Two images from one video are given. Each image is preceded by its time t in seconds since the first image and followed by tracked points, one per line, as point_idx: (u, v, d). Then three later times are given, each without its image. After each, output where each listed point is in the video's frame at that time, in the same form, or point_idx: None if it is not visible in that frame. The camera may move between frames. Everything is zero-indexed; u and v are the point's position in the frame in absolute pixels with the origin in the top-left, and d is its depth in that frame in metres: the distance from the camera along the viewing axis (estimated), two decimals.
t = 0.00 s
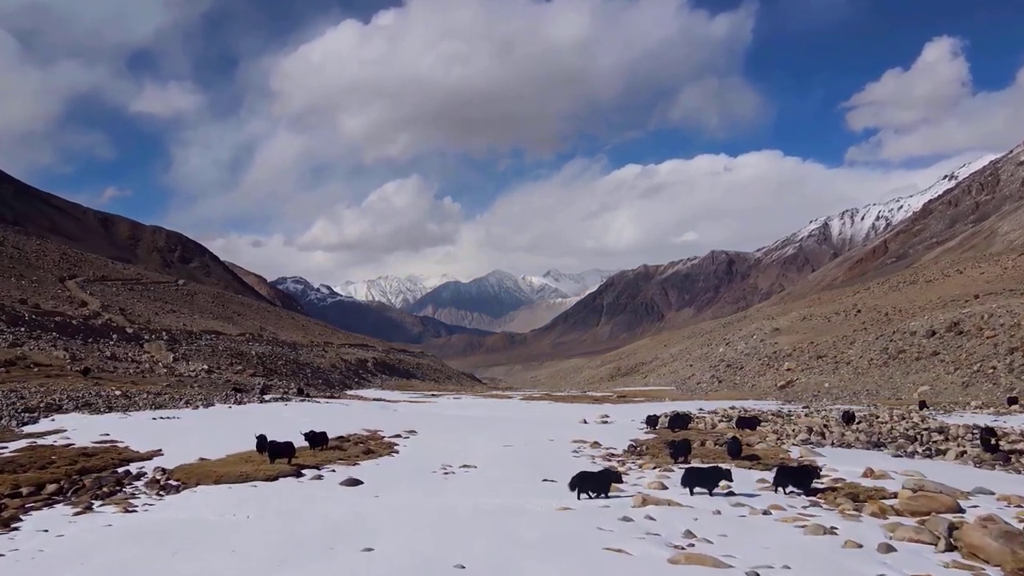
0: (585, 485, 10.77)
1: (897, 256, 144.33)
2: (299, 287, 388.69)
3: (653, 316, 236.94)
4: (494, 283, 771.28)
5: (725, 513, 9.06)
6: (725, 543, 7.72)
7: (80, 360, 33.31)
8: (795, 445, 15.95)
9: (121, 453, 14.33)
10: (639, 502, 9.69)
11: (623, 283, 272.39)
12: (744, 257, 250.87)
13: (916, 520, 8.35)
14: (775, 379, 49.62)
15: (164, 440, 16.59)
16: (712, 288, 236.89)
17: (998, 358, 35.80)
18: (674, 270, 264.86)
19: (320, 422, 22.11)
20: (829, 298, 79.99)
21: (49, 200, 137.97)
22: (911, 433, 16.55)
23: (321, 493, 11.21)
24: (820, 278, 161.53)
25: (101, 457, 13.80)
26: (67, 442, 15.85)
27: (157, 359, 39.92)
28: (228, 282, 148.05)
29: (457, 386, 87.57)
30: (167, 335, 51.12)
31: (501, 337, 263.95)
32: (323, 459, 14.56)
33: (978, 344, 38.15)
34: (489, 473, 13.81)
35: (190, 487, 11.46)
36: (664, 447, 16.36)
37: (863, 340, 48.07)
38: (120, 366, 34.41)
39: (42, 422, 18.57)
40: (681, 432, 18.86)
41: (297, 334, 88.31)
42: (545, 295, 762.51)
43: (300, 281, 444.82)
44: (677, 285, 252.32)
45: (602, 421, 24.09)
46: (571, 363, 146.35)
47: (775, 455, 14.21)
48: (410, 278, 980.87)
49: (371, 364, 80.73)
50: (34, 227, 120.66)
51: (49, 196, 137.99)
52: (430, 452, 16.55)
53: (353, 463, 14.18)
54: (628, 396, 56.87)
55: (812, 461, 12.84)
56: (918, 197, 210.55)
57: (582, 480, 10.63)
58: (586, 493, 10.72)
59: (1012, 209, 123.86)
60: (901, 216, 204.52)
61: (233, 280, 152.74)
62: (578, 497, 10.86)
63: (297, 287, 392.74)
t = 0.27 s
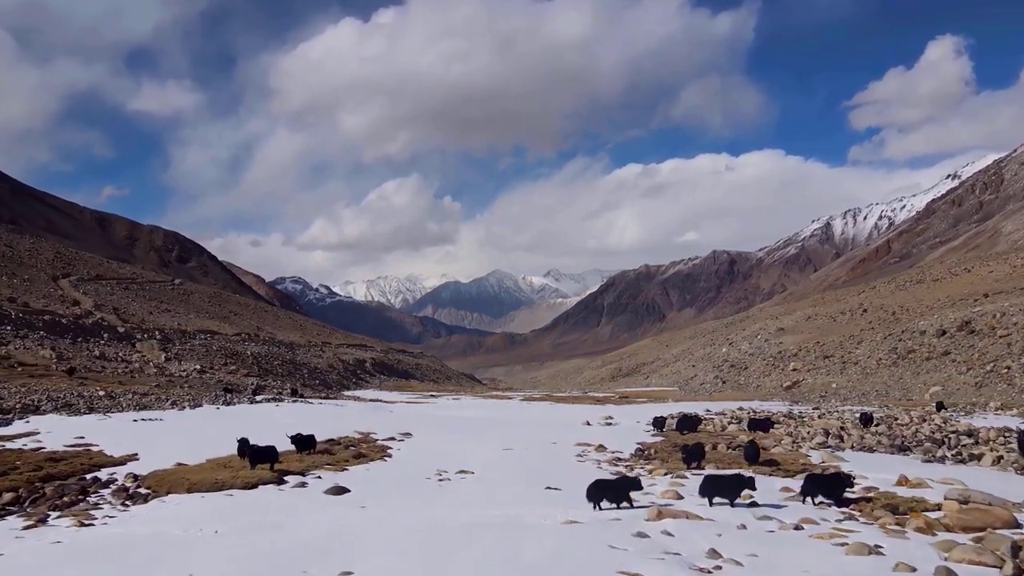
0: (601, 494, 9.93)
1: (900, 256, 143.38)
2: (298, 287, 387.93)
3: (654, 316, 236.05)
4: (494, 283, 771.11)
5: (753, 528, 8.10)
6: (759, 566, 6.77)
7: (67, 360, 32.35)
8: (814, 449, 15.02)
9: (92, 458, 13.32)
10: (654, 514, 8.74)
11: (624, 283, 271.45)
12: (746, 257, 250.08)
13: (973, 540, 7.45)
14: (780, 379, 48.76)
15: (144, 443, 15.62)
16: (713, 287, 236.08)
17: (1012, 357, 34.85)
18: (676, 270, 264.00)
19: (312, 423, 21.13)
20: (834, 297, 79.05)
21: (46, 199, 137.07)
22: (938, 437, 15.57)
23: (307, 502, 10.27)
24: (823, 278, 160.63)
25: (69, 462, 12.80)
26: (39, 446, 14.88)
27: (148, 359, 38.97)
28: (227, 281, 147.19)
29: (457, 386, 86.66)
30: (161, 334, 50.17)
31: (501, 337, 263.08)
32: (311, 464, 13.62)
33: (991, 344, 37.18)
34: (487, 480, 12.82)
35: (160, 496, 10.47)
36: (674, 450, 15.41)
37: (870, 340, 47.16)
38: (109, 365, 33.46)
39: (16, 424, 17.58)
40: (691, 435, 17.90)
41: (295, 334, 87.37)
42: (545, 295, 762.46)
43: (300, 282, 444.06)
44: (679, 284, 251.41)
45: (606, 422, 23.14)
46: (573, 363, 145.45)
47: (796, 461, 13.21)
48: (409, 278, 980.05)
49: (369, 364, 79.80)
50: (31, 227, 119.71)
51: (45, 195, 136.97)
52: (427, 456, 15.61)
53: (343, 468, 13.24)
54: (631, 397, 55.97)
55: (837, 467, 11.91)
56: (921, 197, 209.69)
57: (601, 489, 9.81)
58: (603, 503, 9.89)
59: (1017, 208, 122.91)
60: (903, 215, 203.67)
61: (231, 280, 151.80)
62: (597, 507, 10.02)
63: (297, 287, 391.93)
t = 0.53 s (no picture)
0: (620, 511, 9.42)
1: (903, 256, 142.53)
2: (295, 286, 387.06)
3: (655, 316, 235.26)
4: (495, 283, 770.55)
5: (789, 553, 7.55)
6: None
7: (54, 360, 31.44)
8: (836, 456, 14.09)
9: (60, 467, 12.36)
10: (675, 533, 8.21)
11: (625, 283, 270.56)
12: (747, 257, 249.32)
13: None
14: (786, 380, 47.95)
15: (120, 449, 14.70)
16: (714, 287, 235.35)
17: None
18: (677, 270, 263.16)
19: (302, 427, 20.20)
20: (838, 296, 78.23)
21: (42, 199, 136.13)
22: (966, 442, 14.63)
23: (282, 516, 9.36)
24: (825, 278, 159.73)
25: (33, 471, 11.86)
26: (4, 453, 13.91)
27: (138, 360, 38.02)
28: (224, 281, 146.32)
29: (456, 387, 85.78)
30: (155, 334, 49.26)
31: (501, 337, 262.15)
32: (295, 472, 12.65)
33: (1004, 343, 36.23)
34: (486, 492, 11.87)
35: (122, 511, 9.45)
36: (686, 457, 14.43)
37: (878, 341, 46.29)
38: (98, 366, 32.56)
39: None
40: (701, 440, 16.93)
41: (292, 334, 86.46)
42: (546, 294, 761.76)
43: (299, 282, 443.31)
44: (680, 284, 250.48)
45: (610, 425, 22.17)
46: (573, 364, 144.64)
47: (818, 468, 12.26)
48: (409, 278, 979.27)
49: (368, 365, 78.91)
50: (27, 226, 118.76)
51: (42, 194, 135.95)
52: (421, 463, 14.67)
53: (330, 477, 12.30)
54: (633, 398, 55.17)
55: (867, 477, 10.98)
56: (923, 197, 208.92)
57: (619, 505, 9.30)
58: (623, 520, 9.41)
59: (1020, 207, 122.11)
60: (906, 215, 202.93)
61: (229, 280, 150.84)
62: (611, 525, 9.49)
63: (295, 287, 391.27)
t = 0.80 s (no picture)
0: (642, 534, 8.97)
1: (906, 256, 141.64)
2: (294, 286, 385.87)
3: (656, 317, 234.34)
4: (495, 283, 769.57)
5: None
6: None
7: (41, 362, 30.48)
8: (859, 466, 13.18)
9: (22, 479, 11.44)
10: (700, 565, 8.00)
11: (625, 283, 269.60)
12: (749, 257, 248.43)
13: None
14: (792, 382, 47.09)
15: (92, 458, 13.77)
16: (715, 287, 234.49)
17: None
18: (678, 270, 262.17)
19: (291, 432, 19.28)
20: (843, 296, 77.35)
21: (39, 198, 135.04)
22: (999, 453, 13.75)
23: (253, 540, 8.59)
24: (828, 278, 158.75)
25: None
26: None
27: (129, 361, 37.06)
28: (222, 281, 145.31)
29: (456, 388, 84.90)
30: (147, 334, 48.29)
31: (501, 338, 261.17)
32: (277, 484, 11.70)
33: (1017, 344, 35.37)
34: (485, 507, 10.95)
35: (76, 532, 8.68)
36: (698, 467, 13.43)
37: (886, 342, 45.42)
38: (86, 367, 31.61)
39: None
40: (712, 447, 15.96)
41: (290, 335, 85.54)
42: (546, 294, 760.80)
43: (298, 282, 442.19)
44: (681, 284, 249.49)
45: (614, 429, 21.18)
46: (574, 364, 143.77)
47: (846, 480, 11.37)
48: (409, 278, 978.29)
49: (366, 365, 78.00)
50: (23, 225, 117.70)
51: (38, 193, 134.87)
52: (415, 472, 13.77)
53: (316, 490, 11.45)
54: (636, 400, 54.30)
55: (899, 494, 10.27)
56: (926, 196, 208.03)
57: (643, 528, 8.87)
58: (644, 544, 8.99)
59: None
60: (908, 214, 202.07)
61: (227, 279, 149.80)
62: (632, 551, 8.94)
63: (294, 287, 390.27)
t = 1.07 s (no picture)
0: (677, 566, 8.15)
1: (908, 256, 140.63)
2: (293, 287, 384.95)
3: (656, 317, 233.40)
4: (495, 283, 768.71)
5: None
6: None
7: (28, 363, 29.62)
8: (888, 476, 12.28)
9: None
10: None
11: (626, 283, 268.62)
12: (750, 257, 247.42)
13: None
14: (798, 384, 46.25)
15: (61, 474, 13.31)
16: (717, 288, 233.53)
17: None
18: (679, 270, 261.15)
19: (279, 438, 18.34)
20: (847, 296, 76.42)
21: (37, 198, 134.18)
22: None
23: (219, 567, 8.07)
24: (830, 278, 157.82)
25: None
26: None
27: (120, 362, 36.19)
28: (220, 281, 144.45)
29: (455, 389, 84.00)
30: (140, 335, 47.41)
31: (501, 338, 260.29)
32: (258, 498, 10.81)
33: None
34: (481, 527, 9.97)
35: (23, 559, 8.32)
36: (715, 477, 12.37)
37: (893, 342, 44.51)
38: (73, 368, 30.73)
39: None
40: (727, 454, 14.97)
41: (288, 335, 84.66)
42: (546, 295, 759.85)
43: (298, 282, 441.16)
44: (682, 284, 248.50)
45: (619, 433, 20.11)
46: (575, 365, 142.86)
47: (881, 497, 10.42)
48: (410, 277, 978.09)
49: (364, 366, 77.08)
50: (20, 225, 116.85)
51: (35, 192, 134.02)
52: (409, 485, 12.82)
53: (300, 505, 10.58)
54: (638, 401, 53.40)
55: (943, 513, 9.51)
56: (928, 196, 206.99)
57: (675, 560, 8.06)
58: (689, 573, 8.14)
59: None
60: (911, 214, 201.07)
61: (226, 279, 148.96)
62: None
63: (293, 287, 389.40)
